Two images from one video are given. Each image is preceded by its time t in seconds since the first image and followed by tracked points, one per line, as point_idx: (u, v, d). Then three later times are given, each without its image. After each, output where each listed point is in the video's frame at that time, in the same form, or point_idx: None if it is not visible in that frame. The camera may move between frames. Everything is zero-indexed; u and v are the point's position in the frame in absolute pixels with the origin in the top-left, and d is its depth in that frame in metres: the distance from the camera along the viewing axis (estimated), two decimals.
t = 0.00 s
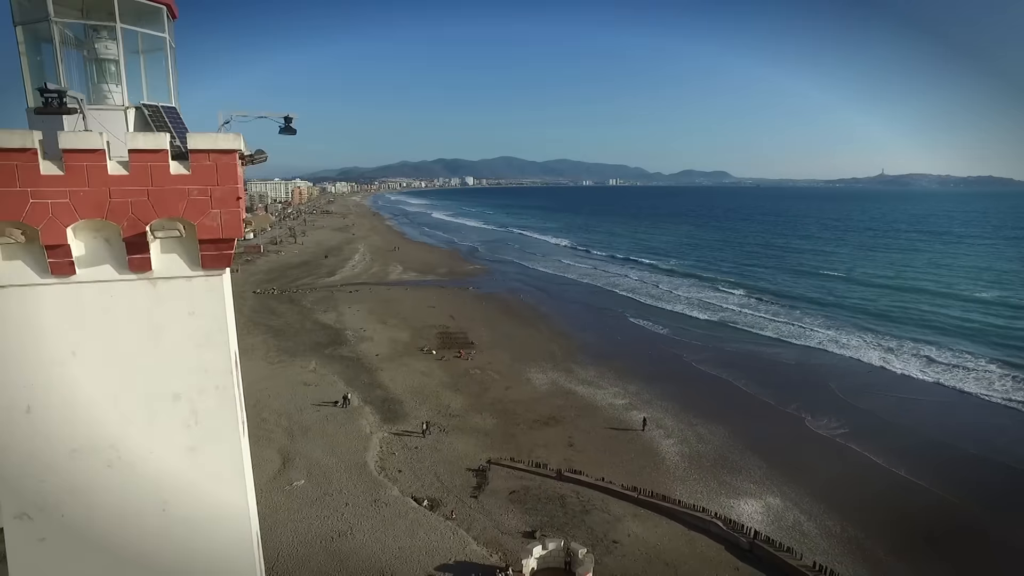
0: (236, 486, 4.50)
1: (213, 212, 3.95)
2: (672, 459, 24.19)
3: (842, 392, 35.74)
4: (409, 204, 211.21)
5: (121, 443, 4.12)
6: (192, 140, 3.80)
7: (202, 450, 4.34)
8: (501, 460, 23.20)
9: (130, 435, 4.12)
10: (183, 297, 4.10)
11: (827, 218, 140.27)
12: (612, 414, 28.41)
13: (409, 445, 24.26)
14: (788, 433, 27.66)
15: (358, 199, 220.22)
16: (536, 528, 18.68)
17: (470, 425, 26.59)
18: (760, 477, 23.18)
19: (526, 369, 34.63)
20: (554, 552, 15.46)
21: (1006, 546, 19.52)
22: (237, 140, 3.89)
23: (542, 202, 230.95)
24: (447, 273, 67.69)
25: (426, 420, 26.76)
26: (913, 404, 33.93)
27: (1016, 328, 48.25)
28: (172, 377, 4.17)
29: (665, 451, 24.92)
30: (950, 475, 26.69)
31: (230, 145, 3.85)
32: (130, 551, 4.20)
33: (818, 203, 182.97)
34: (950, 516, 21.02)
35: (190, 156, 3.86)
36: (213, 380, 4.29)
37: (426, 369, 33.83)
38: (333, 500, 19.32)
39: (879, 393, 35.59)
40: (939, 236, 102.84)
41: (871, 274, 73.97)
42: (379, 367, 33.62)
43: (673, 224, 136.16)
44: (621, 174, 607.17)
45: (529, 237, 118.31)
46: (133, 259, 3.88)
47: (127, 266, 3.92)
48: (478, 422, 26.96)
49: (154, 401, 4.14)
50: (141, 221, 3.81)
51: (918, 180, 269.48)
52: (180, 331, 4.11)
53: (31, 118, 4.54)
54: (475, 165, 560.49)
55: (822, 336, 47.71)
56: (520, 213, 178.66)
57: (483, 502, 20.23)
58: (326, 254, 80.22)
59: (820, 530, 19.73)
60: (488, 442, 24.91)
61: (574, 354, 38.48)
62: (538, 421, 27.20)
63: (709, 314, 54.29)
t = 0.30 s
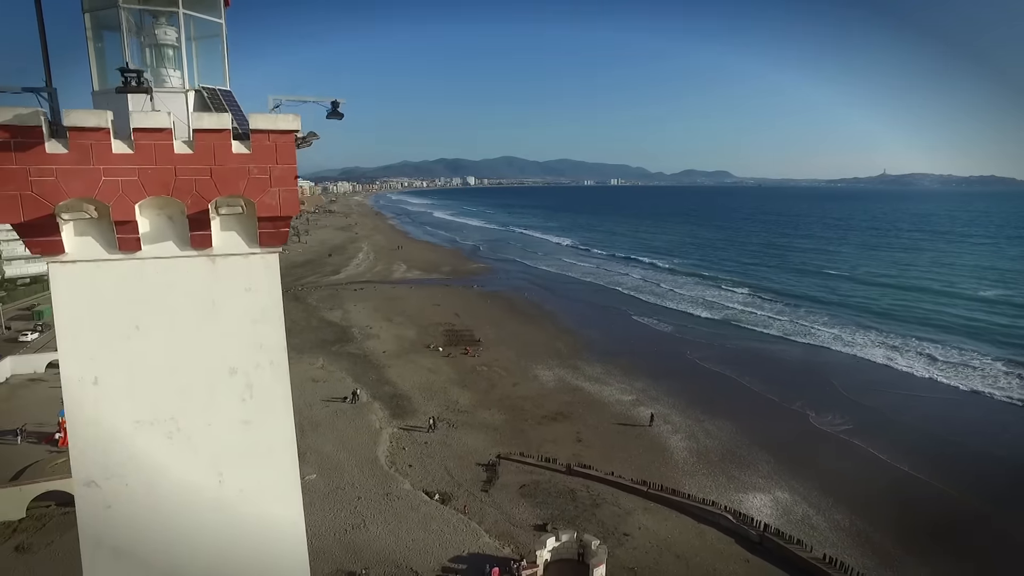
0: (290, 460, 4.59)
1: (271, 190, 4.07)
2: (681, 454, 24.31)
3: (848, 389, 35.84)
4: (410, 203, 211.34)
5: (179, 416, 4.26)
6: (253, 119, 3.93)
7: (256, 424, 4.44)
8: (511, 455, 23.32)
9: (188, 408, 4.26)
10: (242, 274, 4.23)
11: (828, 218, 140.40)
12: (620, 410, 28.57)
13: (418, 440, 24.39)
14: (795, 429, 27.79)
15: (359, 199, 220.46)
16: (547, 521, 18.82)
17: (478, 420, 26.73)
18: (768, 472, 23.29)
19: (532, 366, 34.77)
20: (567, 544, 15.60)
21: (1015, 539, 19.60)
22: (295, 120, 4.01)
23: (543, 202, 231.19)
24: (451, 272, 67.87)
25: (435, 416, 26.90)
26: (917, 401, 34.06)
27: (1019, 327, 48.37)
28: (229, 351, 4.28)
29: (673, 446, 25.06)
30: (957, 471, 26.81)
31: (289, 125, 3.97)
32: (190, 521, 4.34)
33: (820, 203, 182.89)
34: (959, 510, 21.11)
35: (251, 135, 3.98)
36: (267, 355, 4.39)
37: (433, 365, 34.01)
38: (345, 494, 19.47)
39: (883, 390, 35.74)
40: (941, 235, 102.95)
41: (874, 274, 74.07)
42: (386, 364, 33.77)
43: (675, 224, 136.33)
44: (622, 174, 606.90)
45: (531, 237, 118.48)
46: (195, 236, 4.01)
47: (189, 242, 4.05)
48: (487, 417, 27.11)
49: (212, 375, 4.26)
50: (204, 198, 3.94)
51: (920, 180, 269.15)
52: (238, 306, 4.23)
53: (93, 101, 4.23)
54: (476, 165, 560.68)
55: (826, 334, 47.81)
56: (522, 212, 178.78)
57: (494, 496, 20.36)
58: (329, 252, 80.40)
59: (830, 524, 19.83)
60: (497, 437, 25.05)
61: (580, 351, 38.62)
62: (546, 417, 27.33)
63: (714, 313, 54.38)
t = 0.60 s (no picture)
0: (341, 435, 4.68)
1: (327, 169, 4.19)
2: (689, 449, 24.43)
3: (852, 387, 35.96)
4: (411, 203, 211.78)
5: (236, 390, 4.38)
6: (312, 101, 4.07)
7: (309, 399, 4.53)
8: (520, 450, 23.46)
9: (243, 382, 4.37)
10: (297, 251, 4.34)
11: (830, 217, 140.37)
12: (627, 406, 28.70)
13: (427, 435, 24.53)
14: (802, 426, 27.87)
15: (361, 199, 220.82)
16: (558, 514, 18.96)
17: (487, 416, 26.88)
18: (776, 467, 23.39)
19: (538, 363, 34.94)
20: (580, 535, 15.73)
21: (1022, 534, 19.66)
22: (351, 102, 4.15)
23: (545, 202, 231.39)
24: (455, 271, 68.05)
25: (443, 411, 27.05)
26: (922, 398, 34.19)
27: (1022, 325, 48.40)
28: (284, 328, 4.39)
29: (681, 441, 25.20)
30: (962, 467, 26.91)
31: (346, 106, 4.11)
32: (245, 491, 4.48)
33: (821, 203, 182.95)
34: (966, 505, 21.18)
35: (309, 116, 4.12)
36: (320, 332, 4.49)
37: (440, 362, 34.19)
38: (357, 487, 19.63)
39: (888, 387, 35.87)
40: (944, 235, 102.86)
41: (877, 273, 74.13)
42: (393, 361, 33.94)
43: (677, 224, 136.49)
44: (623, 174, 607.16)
45: (533, 236, 118.71)
46: (254, 214, 4.13)
47: (248, 220, 4.17)
48: (495, 413, 27.25)
49: (267, 349, 4.37)
50: (264, 176, 4.07)
51: (922, 179, 269.15)
52: (294, 282, 4.34)
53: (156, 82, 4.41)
54: (477, 165, 561.17)
55: (830, 333, 47.90)
56: (524, 212, 179.03)
57: (505, 490, 20.51)
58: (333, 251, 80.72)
59: (838, 517, 19.94)
60: (505, 433, 25.20)
61: (585, 349, 38.76)
62: (553, 413, 27.47)
63: (717, 311, 54.48)
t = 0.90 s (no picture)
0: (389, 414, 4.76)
1: (381, 148, 4.31)
2: (697, 445, 24.53)
3: (857, 384, 36.02)
4: (412, 203, 212.13)
5: (288, 366, 4.47)
6: (368, 82, 4.20)
7: (359, 375, 4.62)
8: (529, 445, 23.58)
9: (296, 358, 4.46)
10: (350, 230, 4.46)
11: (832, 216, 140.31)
12: (634, 403, 28.81)
13: (436, 431, 24.64)
14: (809, 422, 27.96)
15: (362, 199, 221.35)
16: (569, 508, 19.08)
17: (495, 412, 27.01)
18: (784, 462, 23.49)
19: (545, 360, 35.04)
20: (594, 527, 15.88)
21: None
22: (405, 83, 4.28)
23: (546, 202, 231.58)
24: (458, 269, 68.24)
25: (451, 407, 27.18)
26: (927, 395, 34.31)
27: None
28: (336, 304, 4.49)
29: (688, 437, 25.31)
30: (969, 463, 26.94)
31: (400, 87, 4.25)
32: (297, 466, 4.58)
33: (822, 203, 182.93)
34: (974, 500, 21.22)
35: (364, 97, 4.25)
36: (370, 310, 4.59)
37: (446, 359, 34.33)
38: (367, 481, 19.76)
39: (893, 385, 35.92)
40: (946, 234, 102.73)
41: (879, 271, 74.22)
42: (400, 357, 34.10)
43: (679, 223, 136.61)
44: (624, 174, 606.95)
45: (535, 235, 118.93)
46: (309, 191, 4.25)
47: (303, 198, 4.29)
48: (503, 409, 27.38)
49: (318, 326, 4.46)
50: (320, 154, 4.19)
51: (924, 178, 268.98)
52: (346, 260, 4.45)
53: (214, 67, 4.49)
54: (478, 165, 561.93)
55: (834, 331, 47.96)
56: (525, 211, 179.46)
57: (515, 484, 20.63)
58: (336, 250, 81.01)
59: (847, 511, 20.02)
60: (514, 428, 25.32)
61: (590, 346, 38.87)
62: (561, 409, 27.59)
63: (720, 310, 54.59)
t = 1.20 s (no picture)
0: (437, 389, 4.86)
1: (432, 128, 4.43)
2: (704, 439, 24.64)
3: (862, 381, 36.10)
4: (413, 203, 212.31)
5: (340, 341, 4.55)
6: (422, 63, 4.33)
7: (408, 351, 4.71)
8: (538, 440, 23.70)
9: (346, 333, 4.55)
10: (401, 207, 4.57)
11: (833, 216, 140.36)
12: (641, 398, 28.92)
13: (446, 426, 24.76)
14: (814, 418, 28.04)
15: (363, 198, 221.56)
16: (580, 501, 19.18)
17: (503, 407, 27.13)
18: (792, 456, 23.59)
19: (551, 357, 35.16)
20: (607, 519, 16.02)
21: None
22: (457, 65, 4.40)
23: (546, 201, 231.71)
24: (461, 268, 68.48)
25: (458, 403, 27.28)
26: (931, 391, 34.40)
27: None
28: (386, 282, 4.60)
29: (696, 432, 25.42)
30: (975, 458, 27.01)
31: (452, 68, 4.37)
32: (348, 439, 4.69)
33: (823, 202, 182.95)
34: (983, 494, 21.28)
35: (417, 77, 4.37)
36: (420, 287, 4.69)
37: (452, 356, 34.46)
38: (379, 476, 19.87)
39: (898, 382, 35.99)
40: (947, 233, 102.74)
41: (881, 270, 74.29)
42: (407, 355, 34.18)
43: (680, 222, 136.81)
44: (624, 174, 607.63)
45: (537, 235, 119.09)
46: (364, 169, 4.36)
47: (357, 175, 4.39)
48: (511, 405, 27.49)
49: (369, 302, 4.57)
50: (375, 132, 4.30)
51: (925, 177, 268.90)
52: (397, 237, 4.57)
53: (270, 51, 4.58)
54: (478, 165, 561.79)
55: (838, 329, 48.03)
56: (526, 211, 179.51)
57: (525, 478, 20.76)
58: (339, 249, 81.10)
59: (856, 505, 20.11)
60: (522, 423, 25.44)
61: (595, 343, 38.99)
62: (569, 405, 27.70)
63: (724, 308, 54.70)
